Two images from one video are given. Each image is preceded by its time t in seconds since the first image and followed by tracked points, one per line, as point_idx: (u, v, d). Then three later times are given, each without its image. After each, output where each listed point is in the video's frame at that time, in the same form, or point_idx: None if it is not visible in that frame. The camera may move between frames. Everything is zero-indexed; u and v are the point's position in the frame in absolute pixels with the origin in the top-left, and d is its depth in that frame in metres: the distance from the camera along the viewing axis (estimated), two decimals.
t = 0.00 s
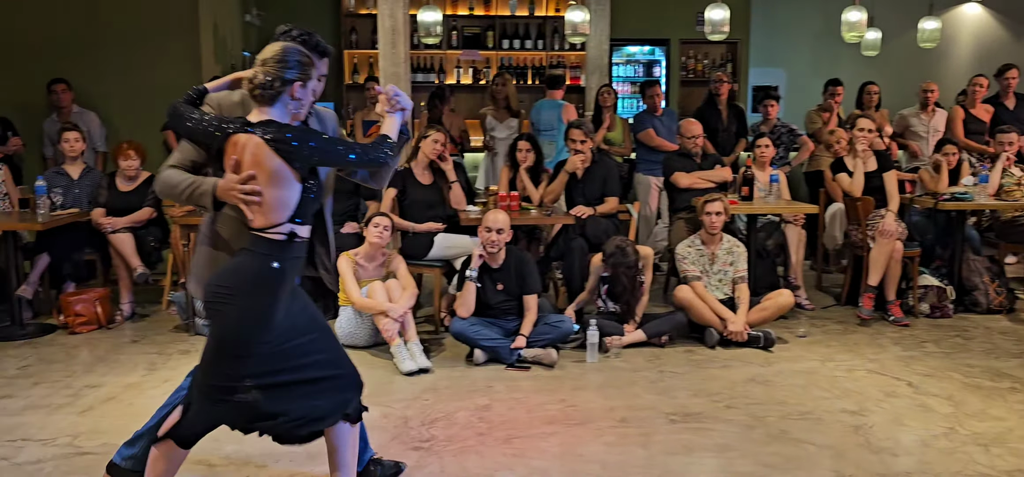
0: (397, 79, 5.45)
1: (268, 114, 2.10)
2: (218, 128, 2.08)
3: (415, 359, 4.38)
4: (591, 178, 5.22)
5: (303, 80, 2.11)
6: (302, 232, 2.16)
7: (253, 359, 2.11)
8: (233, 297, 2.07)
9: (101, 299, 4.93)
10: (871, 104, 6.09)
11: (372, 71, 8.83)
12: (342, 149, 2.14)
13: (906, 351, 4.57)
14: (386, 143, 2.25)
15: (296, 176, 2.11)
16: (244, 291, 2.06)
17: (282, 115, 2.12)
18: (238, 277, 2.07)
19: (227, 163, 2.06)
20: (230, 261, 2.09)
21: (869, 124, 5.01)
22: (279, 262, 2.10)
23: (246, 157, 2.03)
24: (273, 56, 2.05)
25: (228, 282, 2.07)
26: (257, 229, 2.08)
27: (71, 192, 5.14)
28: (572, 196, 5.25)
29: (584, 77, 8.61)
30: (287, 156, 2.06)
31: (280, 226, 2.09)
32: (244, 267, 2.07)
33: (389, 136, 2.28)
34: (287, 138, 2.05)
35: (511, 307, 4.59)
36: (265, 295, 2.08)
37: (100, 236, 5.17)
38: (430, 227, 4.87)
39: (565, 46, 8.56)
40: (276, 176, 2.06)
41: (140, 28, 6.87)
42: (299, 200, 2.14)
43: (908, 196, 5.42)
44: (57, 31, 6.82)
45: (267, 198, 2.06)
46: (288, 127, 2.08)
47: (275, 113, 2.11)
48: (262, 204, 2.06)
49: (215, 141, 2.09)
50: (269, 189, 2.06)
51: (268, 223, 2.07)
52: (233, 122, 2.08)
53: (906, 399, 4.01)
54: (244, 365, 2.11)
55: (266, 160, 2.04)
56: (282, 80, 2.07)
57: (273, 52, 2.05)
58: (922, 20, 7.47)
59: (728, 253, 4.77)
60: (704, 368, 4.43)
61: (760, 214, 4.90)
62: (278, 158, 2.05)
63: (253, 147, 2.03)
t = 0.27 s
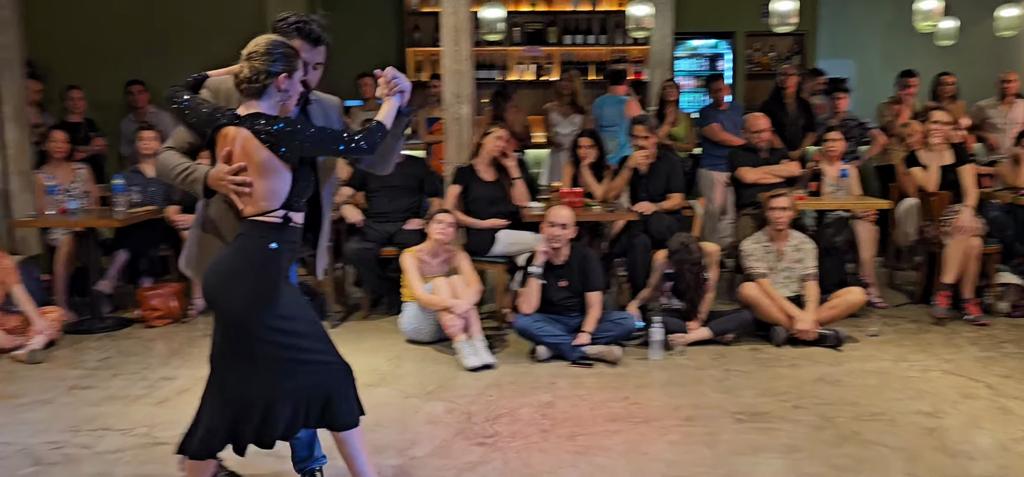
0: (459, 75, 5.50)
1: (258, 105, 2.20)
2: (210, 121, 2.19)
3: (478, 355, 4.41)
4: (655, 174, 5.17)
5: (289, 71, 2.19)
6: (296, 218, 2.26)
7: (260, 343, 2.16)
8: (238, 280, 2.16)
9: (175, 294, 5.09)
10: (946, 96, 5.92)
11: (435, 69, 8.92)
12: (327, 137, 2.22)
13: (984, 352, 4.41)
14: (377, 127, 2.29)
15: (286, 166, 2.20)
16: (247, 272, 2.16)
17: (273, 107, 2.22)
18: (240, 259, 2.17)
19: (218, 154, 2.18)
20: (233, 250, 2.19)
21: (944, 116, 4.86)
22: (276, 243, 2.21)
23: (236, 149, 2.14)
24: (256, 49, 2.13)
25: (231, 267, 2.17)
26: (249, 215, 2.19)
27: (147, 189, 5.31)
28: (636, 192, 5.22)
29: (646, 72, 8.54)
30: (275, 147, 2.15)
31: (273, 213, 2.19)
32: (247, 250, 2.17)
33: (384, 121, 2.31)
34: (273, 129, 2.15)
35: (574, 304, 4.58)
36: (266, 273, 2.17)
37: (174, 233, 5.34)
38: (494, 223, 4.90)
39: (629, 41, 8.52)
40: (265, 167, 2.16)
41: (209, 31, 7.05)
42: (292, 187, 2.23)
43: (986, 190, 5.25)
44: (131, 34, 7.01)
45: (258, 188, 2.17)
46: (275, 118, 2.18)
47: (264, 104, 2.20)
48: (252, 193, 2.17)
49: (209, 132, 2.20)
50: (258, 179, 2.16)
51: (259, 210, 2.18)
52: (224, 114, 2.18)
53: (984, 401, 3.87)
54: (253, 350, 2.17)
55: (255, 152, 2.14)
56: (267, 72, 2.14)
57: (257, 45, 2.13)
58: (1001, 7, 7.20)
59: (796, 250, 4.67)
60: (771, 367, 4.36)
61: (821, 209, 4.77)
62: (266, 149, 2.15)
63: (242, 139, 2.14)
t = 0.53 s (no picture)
0: (493, 73, 5.50)
1: (252, 99, 2.17)
2: (208, 115, 2.22)
3: (512, 352, 4.41)
4: (689, 171, 5.13)
5: (281, 65, 2.14)
6: (296, 208, 2.29)
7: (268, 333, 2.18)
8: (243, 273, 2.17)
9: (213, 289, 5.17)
10: (988, 91, 5.86)
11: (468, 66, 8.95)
12: (324, 129, 2.19)
13: None
14: (376, 115, 2.25)
15: (281, 158, 2.23)
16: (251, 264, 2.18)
17: (268, 100, 2.19)
18: (244, 252, 2.19)
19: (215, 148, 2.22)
20: (235, 244, 2.21)
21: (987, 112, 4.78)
22: (277, 233, 2.24)
23: (232, 144, 2.18)
24: (247, 45, 2.10)
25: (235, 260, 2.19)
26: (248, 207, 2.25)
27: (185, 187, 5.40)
28: (670, 189, 5.18)
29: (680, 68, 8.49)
30: (268, 141, 2.17)
31: (270, 204, 2.23)
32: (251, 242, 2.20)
33: (383, 108, 2.28)
34: (266, 125, 2.15)
35: (608, 301, 4.58)
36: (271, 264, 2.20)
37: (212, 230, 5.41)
38: (527, 221, 4.89)
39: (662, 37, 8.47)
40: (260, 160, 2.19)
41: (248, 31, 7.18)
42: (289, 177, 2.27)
43: None
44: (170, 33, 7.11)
45: (253, 182, 2.21)
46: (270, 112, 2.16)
47: (257, 97, 2.17)
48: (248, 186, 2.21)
49: (207, 126, 2.24)
50: (253, 172, 2.20)
51: (257, 202, 2.23)
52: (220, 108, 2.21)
53: None
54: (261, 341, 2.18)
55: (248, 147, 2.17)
56: (257, 66, 2.10)
57: (249, 40, 2.10)
58: None
59: (835, 249, 4.62)
60: (808, 366, 4.31)
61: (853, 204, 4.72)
62: (259, 143, 2.18)
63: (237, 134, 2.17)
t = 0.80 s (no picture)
0: (522, 72, 5.50)
1: (258, 92, 2.17)
2: (218, 107, 2.23)
3: (539, 352, 4.41)
4: (719, 171, 5.10)
5: (287, 58, 2.12)
6: (302, 203, 2.28)
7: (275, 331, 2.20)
8: (250, 271, 2.20)
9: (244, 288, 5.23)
10: None
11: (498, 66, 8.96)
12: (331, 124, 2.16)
13: None
14: (386, 107, 2.26)
15: (287, 152, 2.21)
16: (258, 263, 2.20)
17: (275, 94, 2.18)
18: (251, 250, 2.22)
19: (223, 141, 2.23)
20: (243, 242, 2.23)
21: None
22: (283, 229, 2.24)
23: (237, 137, 2.18)
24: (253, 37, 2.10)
25: (242, 259, 2.21)
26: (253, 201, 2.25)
27: (217, 186, 5.46)
28: (699, 189, 5.15)
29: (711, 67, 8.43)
30: (273, 135, 2.16)
31: (274, 199, 2.23)
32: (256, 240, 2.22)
33: (394, 101, 2.28)
34: (270, 118, 2.13)
35: (636, 302, 4.56)
36: (276, 262, 2.21)
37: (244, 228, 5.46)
38: (555, 221, 4.89)
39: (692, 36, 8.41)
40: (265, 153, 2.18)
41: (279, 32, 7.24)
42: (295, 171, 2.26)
43: None
44: (205, 34, 7.15)
45: (259, 175, 2.21)
46: (275, 105, 2.15)
47: (264, 90, 2.16)
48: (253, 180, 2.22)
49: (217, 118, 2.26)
50: (259, 166, 2.20)
51: (264, 197, 2.23)
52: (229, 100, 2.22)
53: None
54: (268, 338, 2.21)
55: (253, 140, 2.16)
56: (263, 59, 2.11)
57: (257, 33, 2.11)
58: None
59: (867, 249, 4.56)
60: (839, 368, 4.26)
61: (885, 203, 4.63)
62: (264, 137, 2.16)
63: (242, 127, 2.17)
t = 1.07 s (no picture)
0: (547, 73, 5.50)
1: (277, 89, 2.21)
2: (234, 105, 2.25)
3: (563, 352, 4.41)
4: (746, 171, 5.06)
5: (304, 54, 2.18)
6: (321, 201, 2.30)
7: (295, 337, 2.27)
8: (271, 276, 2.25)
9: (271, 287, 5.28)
10: None
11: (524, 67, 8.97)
12: (354, 121, 2.21)
13: None
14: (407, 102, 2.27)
15: (308, 149, 2.25)
16: (279, 270, 2.25)
17: (294, 92, 2.23)
18: (273, 251, 2.26)
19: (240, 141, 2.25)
20: (265, 244, 2.27)
21: None
22: (308, 231, 2.28)
23: (257, 135, 2.20)
24: (273, 34, 2.15)
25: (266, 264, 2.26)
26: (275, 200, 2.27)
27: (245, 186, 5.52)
28: (725, 190, 5.12)
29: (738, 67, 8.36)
30: (296, 131, 2.20)
31: (296, 198, 2.26)
32: (279, 247, 2.25)
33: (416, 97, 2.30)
34: (293, 115, 2.18)
35: (661, 303, 4.55)
36: (297, 270, 2.26)
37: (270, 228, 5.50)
38: (580, 221, 4.89)
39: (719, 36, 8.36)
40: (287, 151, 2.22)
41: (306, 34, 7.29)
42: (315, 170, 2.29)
43: None
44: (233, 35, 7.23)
45: (280, 173, 2.23)
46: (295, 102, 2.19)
47: (283, 88, 2.21)
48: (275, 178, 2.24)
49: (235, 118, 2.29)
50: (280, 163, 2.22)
51: (286, 196, 2.25)
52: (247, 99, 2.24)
53: None
54: (287, 344, 2.28)
55: (276, 137, 2.19)
56: (282, 56, 2.16)
57: (273, 30, 2.15)
58: None
59: (897, 251, 4.50)
60: (866, 371, 4.21)
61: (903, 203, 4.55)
62: (287, 134, 2.20)
63: (263, 123, 2.20)
